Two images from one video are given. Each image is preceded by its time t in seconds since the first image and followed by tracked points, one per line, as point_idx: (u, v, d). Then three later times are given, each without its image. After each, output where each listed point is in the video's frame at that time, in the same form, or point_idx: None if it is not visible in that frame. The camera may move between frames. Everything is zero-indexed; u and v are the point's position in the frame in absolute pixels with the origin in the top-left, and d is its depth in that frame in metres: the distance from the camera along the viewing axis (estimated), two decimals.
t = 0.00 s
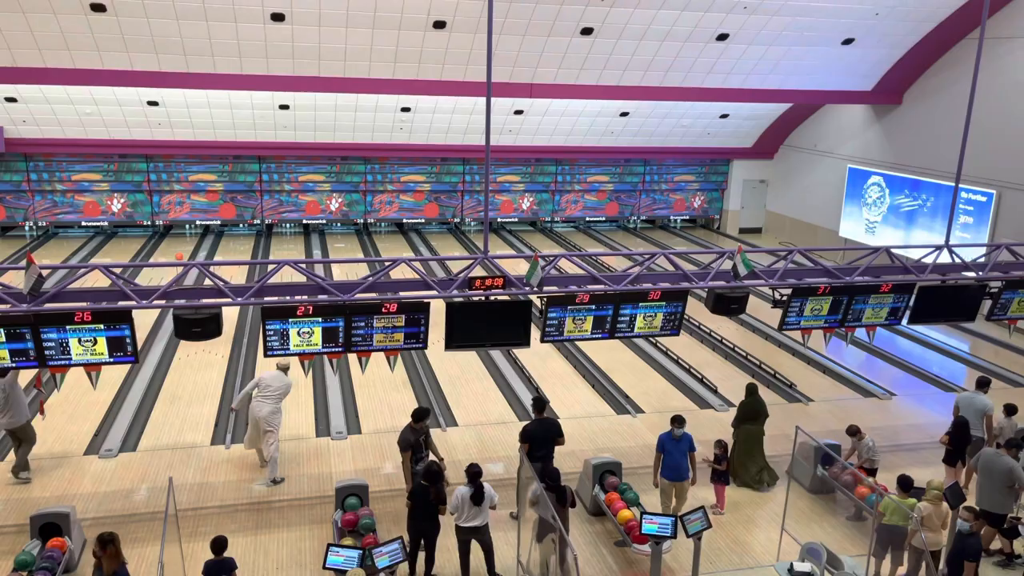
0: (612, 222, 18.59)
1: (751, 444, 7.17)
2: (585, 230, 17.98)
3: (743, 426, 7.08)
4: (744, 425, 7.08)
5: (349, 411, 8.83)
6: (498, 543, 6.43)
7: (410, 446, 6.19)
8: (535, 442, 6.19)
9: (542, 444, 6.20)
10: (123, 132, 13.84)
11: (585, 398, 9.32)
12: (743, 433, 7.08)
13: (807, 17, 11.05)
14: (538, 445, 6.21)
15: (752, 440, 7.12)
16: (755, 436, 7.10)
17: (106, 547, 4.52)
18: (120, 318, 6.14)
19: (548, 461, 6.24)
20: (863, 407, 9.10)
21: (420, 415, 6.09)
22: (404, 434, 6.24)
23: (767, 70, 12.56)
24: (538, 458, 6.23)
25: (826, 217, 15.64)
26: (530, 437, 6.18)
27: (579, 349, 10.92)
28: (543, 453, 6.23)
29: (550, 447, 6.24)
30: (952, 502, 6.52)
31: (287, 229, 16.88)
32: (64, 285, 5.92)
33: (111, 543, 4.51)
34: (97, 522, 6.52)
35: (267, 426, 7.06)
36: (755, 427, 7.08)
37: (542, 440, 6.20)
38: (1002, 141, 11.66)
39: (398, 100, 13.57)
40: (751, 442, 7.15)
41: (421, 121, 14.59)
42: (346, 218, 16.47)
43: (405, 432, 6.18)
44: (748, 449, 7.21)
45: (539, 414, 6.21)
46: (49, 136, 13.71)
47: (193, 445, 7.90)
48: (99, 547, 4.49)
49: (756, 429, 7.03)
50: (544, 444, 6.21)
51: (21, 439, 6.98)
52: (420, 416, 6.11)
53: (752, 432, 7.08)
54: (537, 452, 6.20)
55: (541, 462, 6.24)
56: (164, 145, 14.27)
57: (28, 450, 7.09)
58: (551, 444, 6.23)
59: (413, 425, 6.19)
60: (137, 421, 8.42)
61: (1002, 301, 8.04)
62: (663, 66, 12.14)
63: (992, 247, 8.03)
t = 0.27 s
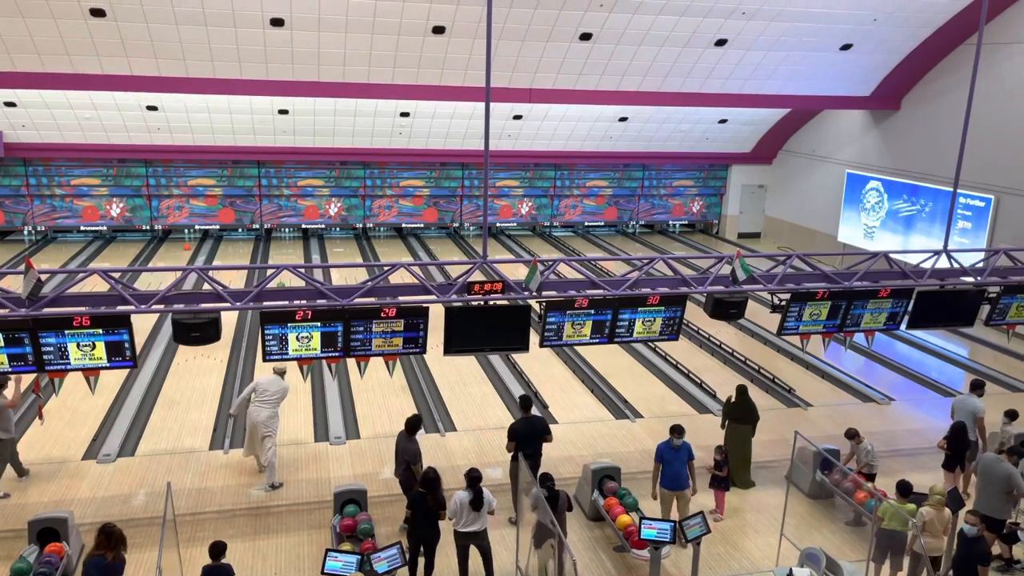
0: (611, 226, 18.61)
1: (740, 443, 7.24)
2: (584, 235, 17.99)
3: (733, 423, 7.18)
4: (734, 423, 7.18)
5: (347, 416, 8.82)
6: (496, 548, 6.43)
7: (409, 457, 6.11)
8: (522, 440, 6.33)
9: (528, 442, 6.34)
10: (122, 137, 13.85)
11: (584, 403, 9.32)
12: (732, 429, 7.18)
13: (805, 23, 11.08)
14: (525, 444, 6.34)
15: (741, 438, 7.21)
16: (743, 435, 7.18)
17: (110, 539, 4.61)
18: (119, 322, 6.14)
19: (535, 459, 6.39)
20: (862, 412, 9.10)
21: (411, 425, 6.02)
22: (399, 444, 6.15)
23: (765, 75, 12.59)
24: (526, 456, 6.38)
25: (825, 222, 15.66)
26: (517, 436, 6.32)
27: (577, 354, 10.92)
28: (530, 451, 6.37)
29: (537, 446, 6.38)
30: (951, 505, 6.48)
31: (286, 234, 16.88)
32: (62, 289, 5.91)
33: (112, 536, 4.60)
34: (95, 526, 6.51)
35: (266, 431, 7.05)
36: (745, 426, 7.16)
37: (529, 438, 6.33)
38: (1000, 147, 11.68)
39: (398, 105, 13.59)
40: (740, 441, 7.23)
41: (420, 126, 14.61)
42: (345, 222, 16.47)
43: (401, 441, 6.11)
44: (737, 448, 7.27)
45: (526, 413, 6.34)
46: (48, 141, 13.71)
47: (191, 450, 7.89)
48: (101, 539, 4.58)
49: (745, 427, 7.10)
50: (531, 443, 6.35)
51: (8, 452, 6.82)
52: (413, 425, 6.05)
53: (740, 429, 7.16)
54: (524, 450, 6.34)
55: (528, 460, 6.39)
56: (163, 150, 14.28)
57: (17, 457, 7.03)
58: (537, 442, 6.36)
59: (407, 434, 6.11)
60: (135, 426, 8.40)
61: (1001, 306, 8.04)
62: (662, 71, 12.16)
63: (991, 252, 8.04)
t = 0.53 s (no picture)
0: (611, 232, 18.62)
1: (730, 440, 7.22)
2: (584, 240, 18.00)
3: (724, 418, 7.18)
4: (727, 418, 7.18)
5: (347, 421, 8.81)
6: (496, 554, 6.42)
7: (409, 466, 5.95)
8: (515, 438, 6.55)
9: (522, 442, 6.56)
10: (123, 142, 13.87)
11: (584, 408, 9.31)
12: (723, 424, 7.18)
13: (805, 29, 11.11)
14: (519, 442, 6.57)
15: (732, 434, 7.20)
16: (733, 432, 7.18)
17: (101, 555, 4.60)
18: (119, 327, 6.14)
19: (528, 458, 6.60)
20: (862, 417, 9.09)
21: (404, 437, 5.83)
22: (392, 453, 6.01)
23: (765, 81, 12.62)
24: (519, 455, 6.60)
25: (824, 228, 15.66)
26: (510, 433, 6.55)
27: (577, 359, 10.92)
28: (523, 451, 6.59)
29: (530, 445, 6.60)
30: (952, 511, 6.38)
31: (286, 239, 16.89)
32: (62, 295, 5.91)
33: (103, 554, 4.59)
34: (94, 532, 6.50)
35: (265, 436, 7.05)
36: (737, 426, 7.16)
37: (522, 437, 6.56)
38: (1000, 153, 11.69)
39: (398, 110, 13.61)
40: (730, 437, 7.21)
41: (420, 132, 14.63)
42: (345, 228, 16.48)
43: (396, 452, 5.96)
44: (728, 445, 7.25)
45: (522, 413, 6.59)
46: (48, 146, 13.72)
47: (191, 455, 7.89)
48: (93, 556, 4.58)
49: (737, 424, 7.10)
50: (524, 442, 6.57)
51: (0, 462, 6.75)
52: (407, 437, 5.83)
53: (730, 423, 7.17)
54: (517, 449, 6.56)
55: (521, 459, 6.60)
56: (163, 155, 14.29)
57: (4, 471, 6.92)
58: (530, 442, 6.59)
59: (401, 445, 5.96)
60: (135, 431, 8.39)
61: (1000, 311, 8.05)
62: (662, 77, 12.19)
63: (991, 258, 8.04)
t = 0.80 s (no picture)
0: (612, 237, 18.62)
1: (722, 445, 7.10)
2: (585, 246, 18.01)
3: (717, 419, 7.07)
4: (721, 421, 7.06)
5: (348, 426, 8.80)
6: (497, 560, 6.40)
7: (408, 472, 5.89)
8: (510, 433, 6.62)
9: (519, 437, 6.64)
10: (125, 147, 13.90)
11: (585, 414, 9.30)
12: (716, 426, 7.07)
13: (807, 35, 11.13)
14: (517, 438, 6.63)
15: (727, 438, 7.09)
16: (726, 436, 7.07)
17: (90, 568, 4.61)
18: (121, 332, 6.15)
19: (524, 454, 6.70)
20: (863, 424, 9.07)
21: (401, 444, 5.79)
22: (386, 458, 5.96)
23: (767, 87, 12.64)
24: (516, 451, 6.69)
25: (826, 234, 15.66)
26: (506, 429, 6.62)
27: (579, 365, 10.91)
28: (520, 446, 6.68)
29: (527, 441, 6.68)
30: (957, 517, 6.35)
31: (288, 245, 16.90)
32: (64, 299, 5.92)
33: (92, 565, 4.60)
34: (95, 537, 6.49)
35: (266, 441, 7.04)
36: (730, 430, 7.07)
37: (520, 434, 6.63)
38: (1002, 159, 11.69)
39: (400, 116, 13.64)
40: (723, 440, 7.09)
41: (422, 137, 14.64)
42: (347, 233, 16.49)
43: (393, 459, 5.90)
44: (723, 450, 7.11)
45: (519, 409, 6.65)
46: (51, 151, 13.75)
47: (192, 460, 7.88)
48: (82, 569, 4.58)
49: (732, 425, 6.97)
50: (522, 438, 6.65)
51: None
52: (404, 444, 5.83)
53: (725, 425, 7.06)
54: (515, 445, 6.64)
55: (518, 454, 6.69)
56: (166, 160, 14.31)
57: None
58: (528, 438, 6.68)
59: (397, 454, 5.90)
60: (136, 436, 8.39)
61: (1003, 318, 8.04)
62: (663, 83, 12.20)
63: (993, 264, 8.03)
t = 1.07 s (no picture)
0: (615, 242, 18.62)
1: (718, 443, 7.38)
2: (588, 251, 18.01)
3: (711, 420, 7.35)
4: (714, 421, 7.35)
5: (351, 430, 8.80)
6: (500, 565, 6.39)
7: (415, 478, 5.87)
8: (508, 431, 6.69)
9: (516, 436, 6.72)
10: (130, 151, 13.93)
11: (588, 419, 9.29)
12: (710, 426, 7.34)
13: (811, 41, 11.14)
14: (514, 436, 6.71)
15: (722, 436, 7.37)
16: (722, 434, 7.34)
17: None
18: (126, 336, 6.16)
19: (521, 452, 6.80)
20: (867, 430, 9.05)
21: (404, 450, 5.78)
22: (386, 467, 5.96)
23: (771, 93, 12.65)
24: (513, 449, 6.79)
25: (830, 239, 15.64)
26: (504, 426, 6.70)
27: (582, 370, 10.90)
28: (517, 445, 6.76)
29: (524, 440, 6.75)
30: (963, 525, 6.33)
31: (292, 249, 16.92)
32: (69, 303, 5.93)
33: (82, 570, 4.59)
34: (99, 541, 6.49)
35: (270, 446, 7.04)
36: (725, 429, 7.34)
37: (517, 433, 6.70)
38: (1006, 165, 11.67)
39: (404, 121, 13.67)
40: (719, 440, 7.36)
41: (426, 142, 14.66)
42: (351, 237, 16.51)
43: (396, 467, 5.89)
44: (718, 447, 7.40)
45: (517, 408, 6.70)
46: (56, 155, 13.79)
47: (195, 464, 7.88)
48: None
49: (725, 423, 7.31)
50: (519, 437, 6.73)
51: None
52: (405, 452, 5.79)
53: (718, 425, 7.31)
54: (512, 443, 6.73)
55: (514, 452, 6.80)
56: (170, 165, 14.35)
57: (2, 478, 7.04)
58: (525, 437, 6.74)
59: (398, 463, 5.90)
60: (140, 440, 8.40)
61: (1007, 324, 8.02)
62: (667, 88, 12.21)
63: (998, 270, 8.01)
